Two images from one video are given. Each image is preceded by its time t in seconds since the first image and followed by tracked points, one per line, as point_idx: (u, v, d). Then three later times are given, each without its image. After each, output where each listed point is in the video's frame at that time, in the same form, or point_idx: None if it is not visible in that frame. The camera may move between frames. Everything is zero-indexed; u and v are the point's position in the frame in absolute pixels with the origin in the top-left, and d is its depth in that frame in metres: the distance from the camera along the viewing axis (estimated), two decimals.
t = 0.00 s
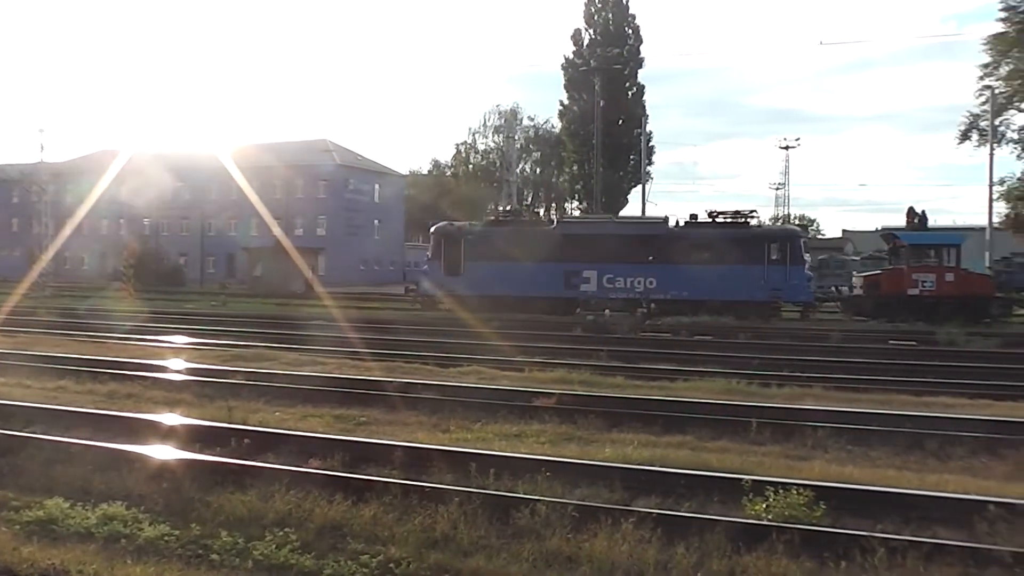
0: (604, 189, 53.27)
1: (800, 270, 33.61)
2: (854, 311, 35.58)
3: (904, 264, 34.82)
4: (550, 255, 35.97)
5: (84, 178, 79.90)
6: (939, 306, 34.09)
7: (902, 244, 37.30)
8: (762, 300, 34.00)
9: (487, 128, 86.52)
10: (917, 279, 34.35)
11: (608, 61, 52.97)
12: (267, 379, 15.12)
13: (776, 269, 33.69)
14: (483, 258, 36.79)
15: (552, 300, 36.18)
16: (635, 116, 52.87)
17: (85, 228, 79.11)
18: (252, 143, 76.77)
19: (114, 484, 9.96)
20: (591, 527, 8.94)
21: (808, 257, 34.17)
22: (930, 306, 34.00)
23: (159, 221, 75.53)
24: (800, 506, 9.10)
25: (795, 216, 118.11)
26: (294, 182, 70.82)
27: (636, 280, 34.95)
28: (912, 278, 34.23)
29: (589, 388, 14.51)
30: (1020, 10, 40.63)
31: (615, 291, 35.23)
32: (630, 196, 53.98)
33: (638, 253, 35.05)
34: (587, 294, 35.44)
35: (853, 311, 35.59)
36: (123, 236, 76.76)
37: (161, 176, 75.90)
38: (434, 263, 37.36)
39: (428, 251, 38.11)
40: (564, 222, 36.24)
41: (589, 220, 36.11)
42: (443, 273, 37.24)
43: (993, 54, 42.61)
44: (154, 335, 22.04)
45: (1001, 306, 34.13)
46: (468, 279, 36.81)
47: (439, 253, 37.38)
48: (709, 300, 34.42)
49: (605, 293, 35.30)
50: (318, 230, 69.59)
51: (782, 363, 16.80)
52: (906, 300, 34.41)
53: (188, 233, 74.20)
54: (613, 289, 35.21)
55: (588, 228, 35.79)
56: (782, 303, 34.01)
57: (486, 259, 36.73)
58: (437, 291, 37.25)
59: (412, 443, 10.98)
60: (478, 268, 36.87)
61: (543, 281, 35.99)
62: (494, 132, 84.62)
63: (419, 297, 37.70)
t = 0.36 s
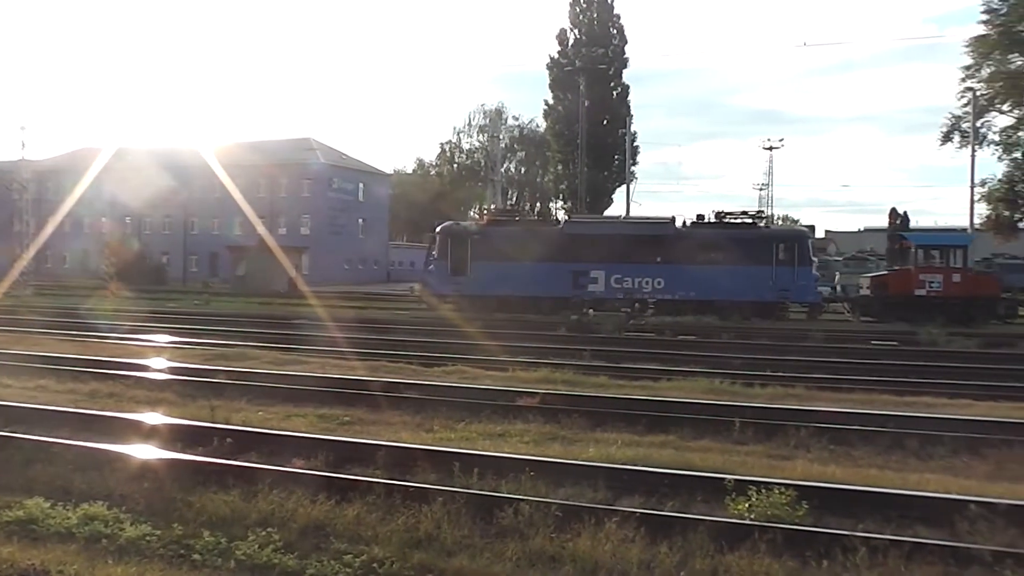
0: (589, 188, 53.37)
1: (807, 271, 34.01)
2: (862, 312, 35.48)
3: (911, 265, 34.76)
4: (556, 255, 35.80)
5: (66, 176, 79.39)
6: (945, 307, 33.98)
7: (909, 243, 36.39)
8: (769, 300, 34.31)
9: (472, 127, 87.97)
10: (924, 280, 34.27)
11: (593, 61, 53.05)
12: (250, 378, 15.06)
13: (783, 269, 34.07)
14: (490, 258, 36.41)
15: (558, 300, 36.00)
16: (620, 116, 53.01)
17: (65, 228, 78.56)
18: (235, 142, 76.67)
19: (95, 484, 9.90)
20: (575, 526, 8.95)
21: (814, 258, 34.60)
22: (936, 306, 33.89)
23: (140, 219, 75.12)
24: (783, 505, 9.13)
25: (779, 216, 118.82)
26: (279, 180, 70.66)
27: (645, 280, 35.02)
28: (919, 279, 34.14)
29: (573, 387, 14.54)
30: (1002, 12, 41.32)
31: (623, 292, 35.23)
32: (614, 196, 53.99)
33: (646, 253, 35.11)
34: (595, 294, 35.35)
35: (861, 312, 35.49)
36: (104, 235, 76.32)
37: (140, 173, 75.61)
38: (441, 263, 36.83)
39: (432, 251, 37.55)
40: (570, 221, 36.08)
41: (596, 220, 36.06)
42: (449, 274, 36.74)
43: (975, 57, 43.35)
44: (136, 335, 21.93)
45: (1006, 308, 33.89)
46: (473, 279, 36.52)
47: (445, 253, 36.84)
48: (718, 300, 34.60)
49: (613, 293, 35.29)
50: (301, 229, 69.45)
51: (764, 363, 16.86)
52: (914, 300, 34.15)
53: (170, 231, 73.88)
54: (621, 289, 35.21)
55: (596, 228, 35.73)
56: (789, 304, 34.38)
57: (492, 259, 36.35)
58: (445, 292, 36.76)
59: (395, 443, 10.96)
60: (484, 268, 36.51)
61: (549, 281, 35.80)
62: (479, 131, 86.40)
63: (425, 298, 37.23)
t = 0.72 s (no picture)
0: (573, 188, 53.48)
1: (815, 271, 34.02)
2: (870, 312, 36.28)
3: (917, 265, 35.54)
4: (562, 255, 35.87)
5: (47, 175, 78.79)
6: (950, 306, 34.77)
7: (915, 243, 36.98)
8: (777, 300, 34.37)
9: (455, 127, 87.55)
10: (930, 280, 35.05)
11: (577, 61, 53.13)
12: (233, 377, 15.00)
13: (791, 269, 34.11)
14: (497, 257, 36.36)
15: (564, 300, 36.06)
16: (603, 116, 53.13)
17: (46, 226, 78.18)
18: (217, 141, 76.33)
19: (76, 485, 9.84)
20: (559, 526, 8.95)
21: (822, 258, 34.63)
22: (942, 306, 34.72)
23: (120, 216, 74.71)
24: (765, 504, 9.16)
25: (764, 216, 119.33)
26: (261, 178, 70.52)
27: (652, 280, 35.11)
28: (925, 280, 34.94)
29: (556, 387, 14.57)
30: (982, 15, 42.29)
31: (630, 292, 35.37)
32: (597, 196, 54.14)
33: (653, 253, 35.21)
34: (602, 294, 35.48)
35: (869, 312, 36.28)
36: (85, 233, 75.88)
37: (120, 169, 75.20)
38: (446, 263, 36.75)
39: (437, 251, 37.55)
40: (577, 222, 36.19)
41: (602, 220, 36.17)
42: (455, 274, 36.73)
43: (957, 58, 44.23)
44: (117, 334, 21.77)
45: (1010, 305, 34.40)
46: (478, 278, 36.48)
47: (451, 253, 36.79)
48: (725, 300, 34.67)
49: (620, 293, 35.43)
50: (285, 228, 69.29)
51: (748, 363, 16.91)
52: (919, 300, 35.04)
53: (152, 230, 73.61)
54: (628, 289, 35.36)
55: (603, 228, 35.87)
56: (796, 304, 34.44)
57: (500, 258, 36.34)
58: (450, 292, 36.72)
59: (378, 443, 10.95)
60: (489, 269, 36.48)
61: (556, 282, 35.82)
62: (463, 131, 85.83)
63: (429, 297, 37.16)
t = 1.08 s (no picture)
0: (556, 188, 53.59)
1: (822, 270, 34.21)
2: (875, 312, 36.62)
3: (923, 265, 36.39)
4: (569, 255, 35.90)
5: (28, 175, 78.28)
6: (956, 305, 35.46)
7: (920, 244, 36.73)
8: (784, 300, 34.53)
9: (438, 126, 87.93)
10: (936, 280, 35.91)
11: (561, 61, 53.23)
12: (215, 377, 14.94)
13: (798, 269, 34.33)
14: (505, 258, 36.37)
15: (571, 301, 36.06)
16: (587, 116, 53.23)
17: (26, 223, 77.69)
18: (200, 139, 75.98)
19: (57, 484, 9.80)
20: (543, 525, 8.96)
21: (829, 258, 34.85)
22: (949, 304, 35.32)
23: (103, 215, 74.26)
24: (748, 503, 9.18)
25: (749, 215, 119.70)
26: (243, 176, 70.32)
27: (659, 280, 35.18)
28: (932, 279, 35.79)
29: (540, 386, 14.60)
30: (963, 16, 44.02)
31: (637, 291, 35.41)
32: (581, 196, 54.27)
33: (660, 253, 35.30)
34: (609, 294, 35.55)
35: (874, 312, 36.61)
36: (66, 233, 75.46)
37: (102, 168, 74.64)
38: (453, 262, 36.69)
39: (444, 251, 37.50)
40: (584, 222, 36.26)
41: (608, 220, 36.23)
42: (462, 274, 36.65)
43: (938, 60, 45.73)
44: (97, 333, 21.58)
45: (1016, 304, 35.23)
46: (485, 279, 36.46)
47: (458, 252, 36.73)
48: (732, 300, 34.76)
49: (628, 293, 35.48)
50: (268, 228, 69.27)
51: (732, 363, 16.96)
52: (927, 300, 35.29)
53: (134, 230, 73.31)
54: (634, 289, 35.41)
55: (610, 228, 35.95)
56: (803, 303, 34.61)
57: (507, 258, 36.36)
58: (457, 292, 36.60)
59: (362, 442, 10.94)
60: (496, 268, 36.43)
61: (562, 282, 35.82)
62: (447, 130, 86.24)
63: (435, 298, 37.01)
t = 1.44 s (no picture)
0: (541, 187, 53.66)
1: (831, 270, 34.37)
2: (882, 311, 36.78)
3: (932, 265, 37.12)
4: (578, 255, 35.79)
5: (11, 174, 77.91)
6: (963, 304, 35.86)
7: (929, 244, 37.79)
8: (793, 300, 34.67)
9: (424, 125, 87.70)
10: (944, 280, 36.69)
11: (546, 60, 53.28)
12: (200, 376, 14.90)
13: (807, 269, 34.49)
14: (514, 258, 36.10)
15: (580, 301, 35.98)
16: (573, 116, 53.34)
17: (10, 221, 77.59)
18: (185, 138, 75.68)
19: (39, 485, 9.75)
20: (529, 524, 8.95)
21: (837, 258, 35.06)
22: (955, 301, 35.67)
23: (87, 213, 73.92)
24: (732, 502, 9.19)
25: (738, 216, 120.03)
26: (228, 175, 70.10)
27: (668, 280, 35.22)
28: (940, 277, 36.56)
29: (526, 385, 14.61)
30: (946, 16, 47.32)
31: (646, 292, 35.43)
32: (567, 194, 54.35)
33: (669, 253, 35.33)
34: (618, 294, 35.52)
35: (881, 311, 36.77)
36: (49, 232, 75.12)
37: (87, 167, 74.27)
38: (461, 262, 36.45)
39: (452, 251, 37.28)
40: (594, 221, 36.19)
41: (617, 221, 36.19)
42: (470, 274, 36.34)
43: (920, 60, 48.95)
44: (80, 333, 21.43)
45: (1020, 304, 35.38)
46: (494, 279, 36.15)
47: (466, 252, 36.53)
48: (742, 300, 34.85)
49: (636, 293, 35.48)
50: (253, 227, 68.98)
51: (717, 361, 17.03)
52: (934, 299, 35.63)
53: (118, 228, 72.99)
54: (643, 289, 35.42)
55: (620, 228, 35.91)
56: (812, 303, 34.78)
57: (517, 258, 36.11)
58: (465, 292, 36.31)
59: (347, 442, 10.92)
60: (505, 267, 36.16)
61: (572, 282, 35.71)
62: (433, 129, 85.89)
63: (443, 297, 36.73)
